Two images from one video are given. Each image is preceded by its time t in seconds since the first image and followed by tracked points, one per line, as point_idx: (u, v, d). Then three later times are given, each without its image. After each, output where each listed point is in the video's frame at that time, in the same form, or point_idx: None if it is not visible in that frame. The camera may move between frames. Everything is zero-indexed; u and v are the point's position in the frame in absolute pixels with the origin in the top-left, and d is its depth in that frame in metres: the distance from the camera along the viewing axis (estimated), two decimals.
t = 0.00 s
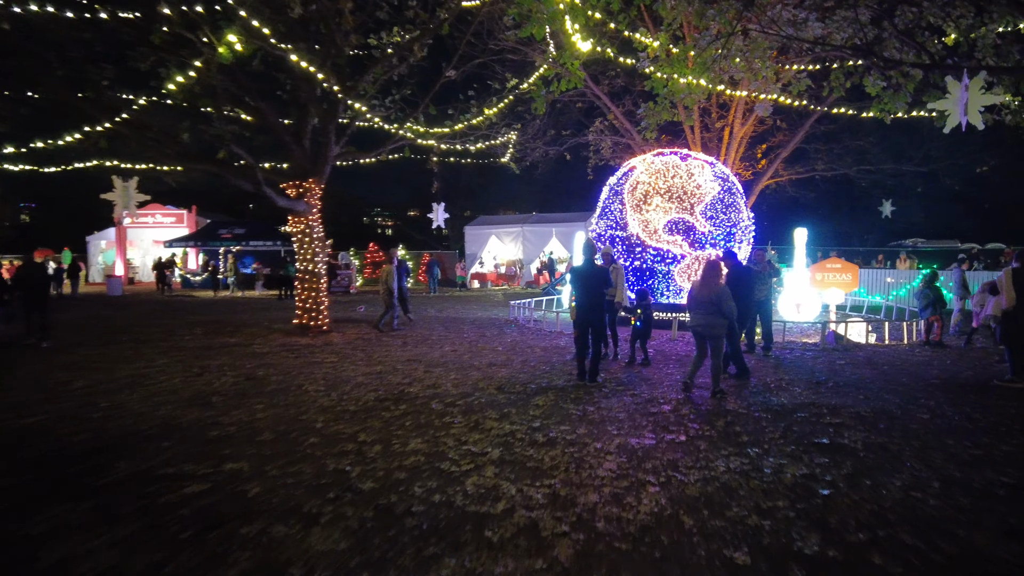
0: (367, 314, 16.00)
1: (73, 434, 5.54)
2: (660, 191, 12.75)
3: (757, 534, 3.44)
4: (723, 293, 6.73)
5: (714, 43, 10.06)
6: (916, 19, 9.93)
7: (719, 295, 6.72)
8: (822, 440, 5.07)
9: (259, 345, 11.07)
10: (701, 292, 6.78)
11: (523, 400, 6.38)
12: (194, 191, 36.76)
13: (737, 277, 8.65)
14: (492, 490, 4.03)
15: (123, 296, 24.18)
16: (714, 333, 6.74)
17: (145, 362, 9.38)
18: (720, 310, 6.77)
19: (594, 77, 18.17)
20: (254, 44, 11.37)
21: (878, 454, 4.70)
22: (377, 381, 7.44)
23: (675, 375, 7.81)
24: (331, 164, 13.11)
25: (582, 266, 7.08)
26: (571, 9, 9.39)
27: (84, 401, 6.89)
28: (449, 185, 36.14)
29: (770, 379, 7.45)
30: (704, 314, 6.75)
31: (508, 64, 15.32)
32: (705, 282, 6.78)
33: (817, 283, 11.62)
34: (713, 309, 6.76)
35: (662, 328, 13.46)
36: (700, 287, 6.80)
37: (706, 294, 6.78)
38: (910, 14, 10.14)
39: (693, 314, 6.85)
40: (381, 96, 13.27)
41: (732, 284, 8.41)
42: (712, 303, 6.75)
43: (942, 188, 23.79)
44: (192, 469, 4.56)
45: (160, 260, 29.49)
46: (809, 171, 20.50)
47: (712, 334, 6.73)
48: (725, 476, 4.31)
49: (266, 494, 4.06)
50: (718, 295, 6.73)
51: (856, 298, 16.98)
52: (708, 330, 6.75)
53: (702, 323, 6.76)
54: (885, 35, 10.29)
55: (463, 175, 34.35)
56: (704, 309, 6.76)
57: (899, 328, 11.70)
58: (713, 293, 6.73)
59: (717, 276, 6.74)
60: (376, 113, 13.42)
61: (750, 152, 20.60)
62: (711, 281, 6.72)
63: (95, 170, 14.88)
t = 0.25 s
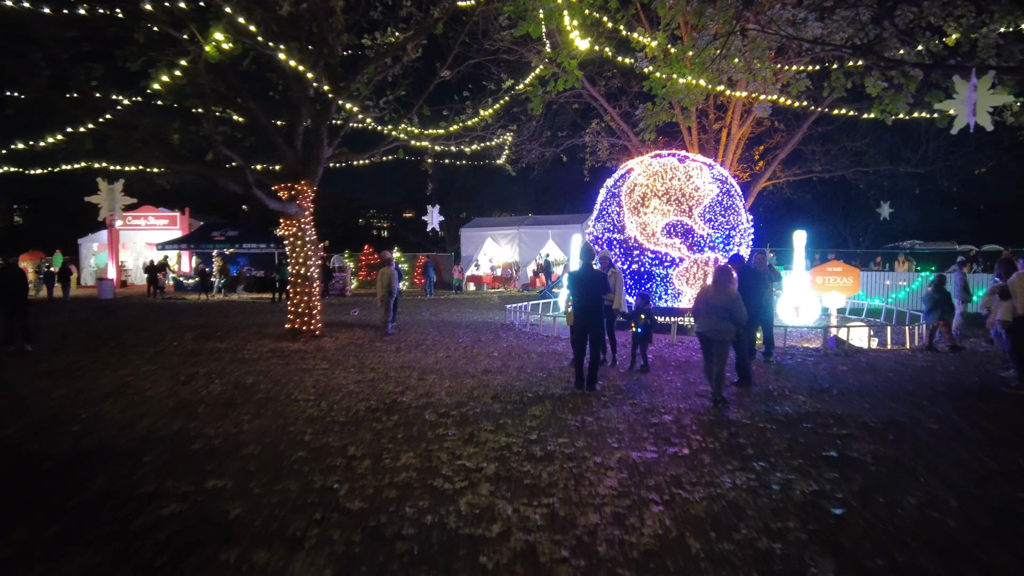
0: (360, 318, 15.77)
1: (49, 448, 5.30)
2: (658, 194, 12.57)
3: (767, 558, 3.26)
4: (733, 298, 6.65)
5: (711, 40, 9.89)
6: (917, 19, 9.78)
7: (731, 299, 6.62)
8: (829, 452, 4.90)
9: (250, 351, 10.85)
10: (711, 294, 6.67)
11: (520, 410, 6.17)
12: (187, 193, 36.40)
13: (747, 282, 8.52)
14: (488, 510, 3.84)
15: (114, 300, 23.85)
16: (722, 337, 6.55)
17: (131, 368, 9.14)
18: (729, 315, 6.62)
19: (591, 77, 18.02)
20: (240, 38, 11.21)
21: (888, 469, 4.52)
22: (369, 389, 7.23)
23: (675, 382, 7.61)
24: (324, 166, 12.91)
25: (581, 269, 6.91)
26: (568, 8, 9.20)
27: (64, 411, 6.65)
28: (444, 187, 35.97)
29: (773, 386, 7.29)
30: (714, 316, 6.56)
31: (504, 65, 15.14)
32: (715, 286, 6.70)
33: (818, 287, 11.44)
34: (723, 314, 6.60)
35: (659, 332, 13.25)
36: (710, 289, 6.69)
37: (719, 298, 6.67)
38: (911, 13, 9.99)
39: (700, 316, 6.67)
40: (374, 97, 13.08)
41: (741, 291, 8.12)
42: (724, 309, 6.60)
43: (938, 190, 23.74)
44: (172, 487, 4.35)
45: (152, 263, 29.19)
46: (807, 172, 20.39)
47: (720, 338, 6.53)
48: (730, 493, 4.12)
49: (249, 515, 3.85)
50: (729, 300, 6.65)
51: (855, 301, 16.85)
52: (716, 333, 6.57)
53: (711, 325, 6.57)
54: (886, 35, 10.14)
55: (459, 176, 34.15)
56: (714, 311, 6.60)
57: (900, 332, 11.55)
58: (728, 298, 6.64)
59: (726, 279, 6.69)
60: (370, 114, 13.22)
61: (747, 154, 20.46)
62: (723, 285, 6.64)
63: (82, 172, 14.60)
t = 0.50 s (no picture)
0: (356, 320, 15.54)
1: (26, 457, 5.07)
2: (658, 193, 12.36)
3: None
4: (743, 302, 6.80)
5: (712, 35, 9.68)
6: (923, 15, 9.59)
7: (741, 303, 6.77)
8: (841, 461, 4.70)
9: (243, 354, 10.62)
10: (721, 300, 6.84)
11: (518, 416, 5.97)
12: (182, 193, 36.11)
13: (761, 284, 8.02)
14: (485, 526, 3.62)
15: (107, 301, 23.56)
16: (734, 341, 6.64)
17: (120, 372, 8.91)
18: (740, 319, 6.78)
19: (589, 76, 17.83)
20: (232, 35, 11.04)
21: (905, 479, 4.32)
22: (363, 394, 7.01)
23: (678, 386, 7.40)
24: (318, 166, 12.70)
25: (580, 270, 6.72)
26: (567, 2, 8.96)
27: (45, 417, 6.41)
28: (441, 188, 35.77)
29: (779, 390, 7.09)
30: (725, 321, 6.68)
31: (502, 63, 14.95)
32: (724, 291, 6.87)
33: (821, 288, 11.23)
34: (735, 318, 6.76)
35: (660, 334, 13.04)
36: (719, 295, 6.87)
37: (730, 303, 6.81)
38: (917, 9, 9.79)
39: (711, 322, 6.80)
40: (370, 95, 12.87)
41: (755, 291, 7.66)
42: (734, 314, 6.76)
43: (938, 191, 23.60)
44: (151, 500, 4.12)
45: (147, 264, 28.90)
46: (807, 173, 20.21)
47: (731, 342, 6.67)
48: (740, 506, 3.92)
49: (231, 532, 3.63)
50: (740, 304, 6.81)
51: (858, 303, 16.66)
52: (728, 337, 6.66)
53: (723, 330, 6.68)
54: (891, 31, 9.93)
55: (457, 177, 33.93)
56: (725, 316, 6.75)
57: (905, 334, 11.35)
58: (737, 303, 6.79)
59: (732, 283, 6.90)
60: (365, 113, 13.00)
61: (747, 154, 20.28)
62: (732, 290, 6.83)
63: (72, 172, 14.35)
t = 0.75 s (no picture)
0: (349, 323, 15.28)
1: None
2: (657, 195, 12.15)
3: None
4: (747, 302, 6.68)
5: (713, 32, 9.46)
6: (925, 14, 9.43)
7: (745, 303, 6.64)
8: (856, 473, 4.47)
9: (233, 359, 10.36)
10: (724, 302, 6.67)
11: (516, 425, 5.72)
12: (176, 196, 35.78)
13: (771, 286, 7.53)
14: (483, 547, 3.39)
15: (97, 305, 23.18)
16: (740, 343, 6.57)
17: (104, 378, 8.62)
18: (746, 320, 6.67)
19: (586, 78, 17.64)
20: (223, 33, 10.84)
21: (924, 492, 4.10)
22: (354, 402, 6.75)
23: (680, 393, 7.16)
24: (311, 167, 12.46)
25: (579, 273, 6.49)
26: None
27: (21, 425, 6.12)
28: (436, 191, 35.53)
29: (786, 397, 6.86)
30: (730, 323, 6.59)
31: (498, 63, 14.73)
32: (728, 292, 6.71)
33: (823, 291, 11.04)
34: (741, 318, 6.64)
35: (660, 338, 12.80)
36: (722, 296, 6.70)
37: (736, 304, 6.65)
38: (920, 8, 9.61)
39: (716, 324, 6.70)
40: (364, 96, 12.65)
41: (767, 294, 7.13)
42: (741, 314, 6.63)
43: (936, 193, 23.47)
44: (125, 517, 3.86)
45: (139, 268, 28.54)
46: (805, 175, 20.05)
47: (738, 343, 6.57)
48: (754, 523, 3.69)
49: (209, 553, 3.39)
50: (745, 305, 6.68)
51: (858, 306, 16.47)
52: (733, 340, 6.59)
53: (728, 332, 6.60)
54: (894, 29, 9.75)
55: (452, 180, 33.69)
56: (729, 318, 6.62)
57: (909, 338, 11.12)
58: (742, 303, 6.66)
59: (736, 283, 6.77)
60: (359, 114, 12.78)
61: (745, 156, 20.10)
62: (736, 290, 6.66)
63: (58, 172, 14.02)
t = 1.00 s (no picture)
0: (343, 326, 15.04)
1: None
2: (656, 196, 11.93)
3: None
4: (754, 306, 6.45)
5: (714, 29, 9.25)
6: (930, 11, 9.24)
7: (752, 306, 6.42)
8: (872, 487, 4.25)
9: (222, 364, 10.09)
10: (731, 304, 6.46)
11: (514, 434, 5.48)
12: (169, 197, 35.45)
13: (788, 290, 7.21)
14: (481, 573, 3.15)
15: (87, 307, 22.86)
16: (746, 347, 6.35)
17: (88, 384, 8.36)
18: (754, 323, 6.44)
19: (583, 77, 17.42)
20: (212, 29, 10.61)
21: (947, 509, 3.89)
22: (346, 410, 6.51)
23: (683, 399, 6.93)
24: (303, 167, 12.21)
25: (578, 275, 6.27)
26: None
27: None
28: (432, 192, 35.27)
29: (792, 404, 6.63)
30: (736, 326, 6.38)
31: (494, 62, 14.49)
32: (735, 295, 6.51)
33: (825, 293, 10.90)
34: (748, 322, 6.41)
35: (659, 342, 12.57)
36: (729, 298, 6.50)
37: (743, 306, 6.43)
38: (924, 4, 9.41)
39: (722, 327, 6.50)
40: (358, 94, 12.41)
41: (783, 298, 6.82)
42: (748, 317, 6.41)
43: (934, 194, 23.34)
44: (97, 539, 3.62)
45: (130, 269, 28.17)
46: (803, 176, 19.89)
47: (744, 347, 6.35)
48: (768, 543, 3.47)
49: None
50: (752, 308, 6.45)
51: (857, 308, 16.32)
52: (739, 344, 6.38)
53: (734, 335, 6.39)
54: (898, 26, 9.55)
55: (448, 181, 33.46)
56: (736, 320, 6.40)
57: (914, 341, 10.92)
58: (749, 306, 6.44)
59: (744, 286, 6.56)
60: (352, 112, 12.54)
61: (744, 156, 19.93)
62: (742, 293, 6.45)
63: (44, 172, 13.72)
